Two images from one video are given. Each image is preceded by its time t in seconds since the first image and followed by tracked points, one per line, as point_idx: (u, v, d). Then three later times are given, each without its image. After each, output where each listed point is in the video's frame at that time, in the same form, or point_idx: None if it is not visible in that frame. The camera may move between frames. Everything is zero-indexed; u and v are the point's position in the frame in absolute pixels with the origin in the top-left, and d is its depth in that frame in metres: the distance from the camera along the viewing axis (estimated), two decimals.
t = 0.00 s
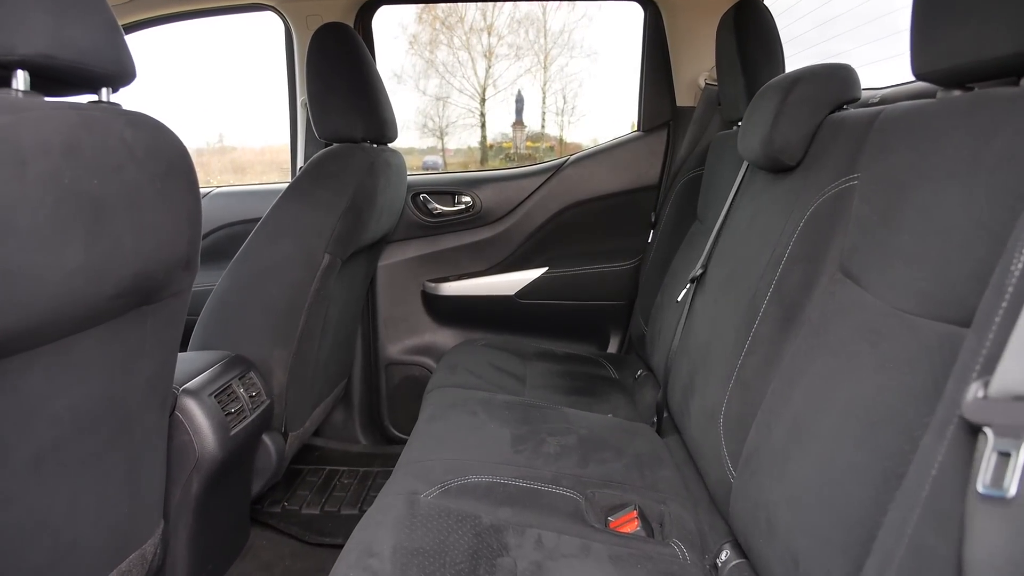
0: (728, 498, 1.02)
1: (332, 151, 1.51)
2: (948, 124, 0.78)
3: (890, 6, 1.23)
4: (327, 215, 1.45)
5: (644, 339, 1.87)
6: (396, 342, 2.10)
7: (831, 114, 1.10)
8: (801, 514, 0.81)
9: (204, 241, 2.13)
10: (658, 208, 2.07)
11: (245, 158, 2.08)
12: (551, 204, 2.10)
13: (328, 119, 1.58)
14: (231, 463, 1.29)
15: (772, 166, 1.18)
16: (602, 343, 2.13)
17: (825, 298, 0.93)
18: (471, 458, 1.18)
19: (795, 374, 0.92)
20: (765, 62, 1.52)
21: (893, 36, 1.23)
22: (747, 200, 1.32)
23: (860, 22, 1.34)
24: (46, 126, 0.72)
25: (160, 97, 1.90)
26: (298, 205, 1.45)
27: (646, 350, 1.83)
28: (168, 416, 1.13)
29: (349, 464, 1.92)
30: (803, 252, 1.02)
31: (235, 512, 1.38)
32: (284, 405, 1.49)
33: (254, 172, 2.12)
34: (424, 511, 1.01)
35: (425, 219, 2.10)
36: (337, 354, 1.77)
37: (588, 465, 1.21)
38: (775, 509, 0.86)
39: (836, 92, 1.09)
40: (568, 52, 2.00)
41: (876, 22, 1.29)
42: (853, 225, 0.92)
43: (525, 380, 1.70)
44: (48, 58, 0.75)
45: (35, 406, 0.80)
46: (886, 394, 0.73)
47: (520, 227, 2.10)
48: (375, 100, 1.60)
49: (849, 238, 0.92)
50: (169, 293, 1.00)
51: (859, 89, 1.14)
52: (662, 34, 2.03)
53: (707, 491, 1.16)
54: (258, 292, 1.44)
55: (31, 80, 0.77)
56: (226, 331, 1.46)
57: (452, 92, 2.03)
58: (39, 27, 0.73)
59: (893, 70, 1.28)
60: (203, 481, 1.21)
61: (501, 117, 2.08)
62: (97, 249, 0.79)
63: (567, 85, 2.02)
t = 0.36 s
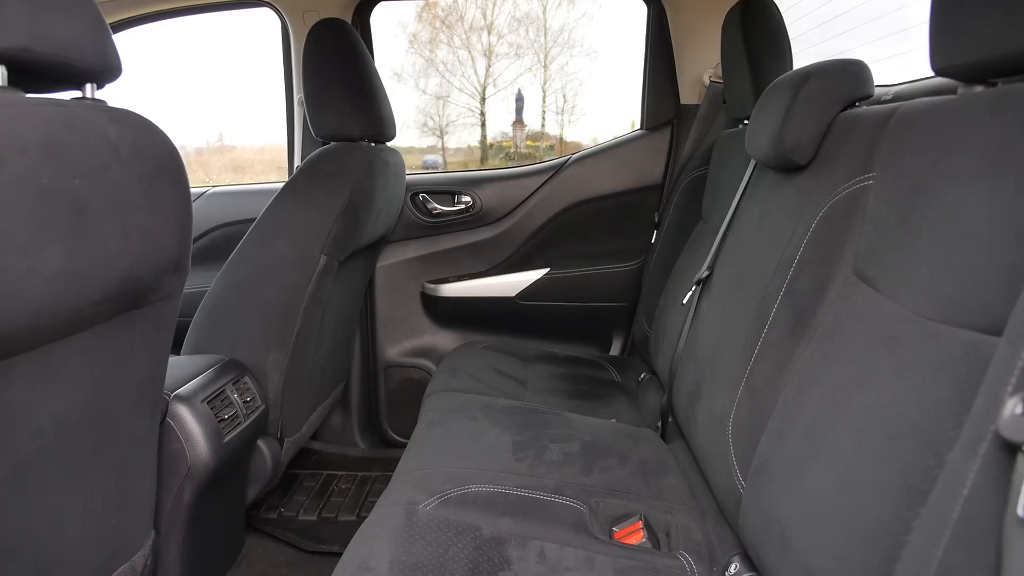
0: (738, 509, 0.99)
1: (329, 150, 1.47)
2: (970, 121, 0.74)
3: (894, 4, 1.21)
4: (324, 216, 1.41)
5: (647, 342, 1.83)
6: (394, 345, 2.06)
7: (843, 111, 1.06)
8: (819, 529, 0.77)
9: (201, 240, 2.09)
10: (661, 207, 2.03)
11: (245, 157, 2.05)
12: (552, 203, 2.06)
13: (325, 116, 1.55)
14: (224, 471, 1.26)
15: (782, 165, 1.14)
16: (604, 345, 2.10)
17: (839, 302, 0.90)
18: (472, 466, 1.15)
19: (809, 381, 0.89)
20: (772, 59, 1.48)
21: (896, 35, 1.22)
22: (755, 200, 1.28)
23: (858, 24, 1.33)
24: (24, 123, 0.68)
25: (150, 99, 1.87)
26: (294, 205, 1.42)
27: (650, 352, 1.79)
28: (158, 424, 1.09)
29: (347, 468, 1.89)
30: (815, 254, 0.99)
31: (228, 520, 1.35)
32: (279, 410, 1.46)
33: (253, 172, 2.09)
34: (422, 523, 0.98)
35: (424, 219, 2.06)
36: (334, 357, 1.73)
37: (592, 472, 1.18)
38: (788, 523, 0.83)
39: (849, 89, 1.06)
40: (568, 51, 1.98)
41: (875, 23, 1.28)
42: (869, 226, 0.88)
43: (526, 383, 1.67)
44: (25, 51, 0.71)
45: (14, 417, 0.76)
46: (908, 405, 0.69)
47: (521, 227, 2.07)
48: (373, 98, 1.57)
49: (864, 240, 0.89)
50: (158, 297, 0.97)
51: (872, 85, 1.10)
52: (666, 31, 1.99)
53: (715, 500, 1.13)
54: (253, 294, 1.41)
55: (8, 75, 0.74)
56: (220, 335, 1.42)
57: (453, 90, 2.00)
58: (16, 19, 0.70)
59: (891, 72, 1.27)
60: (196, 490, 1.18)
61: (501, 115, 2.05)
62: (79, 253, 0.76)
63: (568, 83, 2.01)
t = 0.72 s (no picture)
0: (747, 519, 0.96)
1: (325, 147, 1.44)
2: (993, 117, 0.71)
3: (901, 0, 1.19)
4: (320, 215, 1.38)
5: (651, 343, 1.80)
6: (393, 346, 2.03)
7: (855, 108, 1.03)
8: (834, 541, 0.74)
9: (197, 239, 2.06)
10: (665, 206, 2.00)
11: (245, 155, 2.00)
12: (554, 202, 2.03)
13: (321, 113, 1.51)
14: (217, 477, 1.23)
15: (791, 163, 1.11)
16: (607, 346, 2.06)
17: (853, 305, 0.86)
18: (472, 474, 1.11)
19: (822, 387, 0.85)
20: (779, 54, 1.45)
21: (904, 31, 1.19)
22: (762, 199, 1.25)
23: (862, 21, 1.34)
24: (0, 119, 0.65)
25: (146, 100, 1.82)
26: (289, 204, 1.38)
27: (653, 354, 1.76)
28: (148, 431, 1.06)
29: (345, 471, 1.85)
30: (828, 255, 0.95)
31: (223, 526, 1.32)
32: (275, 413, 1.42)
33: (253, 169, 2.05)
34: (421, 533, 0.94)
35: (424, 218, 2.03)
36: (332, 359, 1.70)
37: (595, 479, 1.14)
38: (801, 536, 0.80)
39: (861, 84, 1.02)
40: (568, 49, 1.94)
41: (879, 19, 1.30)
42: (884, 226, 0.85)
43: (527, 386, 1.63)
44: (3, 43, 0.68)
45: None
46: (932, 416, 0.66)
47: (522, 226, 2.04)
48: (371, 94, 1.53)
49: (880, 240, 0.85)
50: (147, 299, 0.93)
51: (885, 80, 1.06)
52: (670, 26, 1.95)
53: (722, 508, 1.09)
54: (247, 296, 1.37)
55: None
56: (213, 337, 1.39)
57: (453, 88, 1.97)
58: None
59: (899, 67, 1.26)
60: (188, 497, 1.15)
61: (501, 113, 2.01)
62: (60, 255, 0.72)
63: (568, 81, 1.97)
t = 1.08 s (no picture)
0: (758, 529, 0.92)
1: (322, 144, 1.40)
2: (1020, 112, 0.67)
3: None
4: (316, 214, 1.34)
5: (654, 344, 1.77)
6: (391, 347, 1.99)
7: (868, 103, 0.99)
8: (854, 557, 0.71)
9: (192, 238, 2.03)
10: (668, 205, 1.96)
11: (245, 152, 1.97)
12: (555, 200, 1.99)
13: (318, 110, 1.47)
14: (210, 483, 1.19)
15: (802, 160, 1.08)
16: (609, 347, 2.03)
17: (869, 309, 0.83)
18: (472, 481, 1.08)
19: (837, 393, 0.82)
20: (787, 51, 1.40)
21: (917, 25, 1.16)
22: (771, 198, 1.21)
23: (856, 21, 1.29)
24: None
25: (138, 102, 1.78)
26: (285, 203, 1.35)
27: (656, 355, 1.72)
28: (138, 437, 1.03)
29: (342, 474, 1.82)
30: (841, 256, 0.92)
31: (216, 533, 1.29)
32: (270, 417, 1.39)
33: (252, 168, 2.02)
34: (419, 544, 0.91)
35: (423, 217, 1.99)
36: (329, 361, 1.67)
37: (599, 486, 1.11)
38: (816, 549, 0.76)
39: (875, 78, 0.99)
40: (569, 46, 1.91)
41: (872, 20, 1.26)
42: (902, 225, 0.82)
43: (528, 388, 1.60)
44: None
45: None
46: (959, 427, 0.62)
47: (523, 225, 2.00)
48: (369, 91, 1.50)
49: (896, 241, 0.82)
50: (135, 302, 0.90)
51: (900, 75, 1.03)
52: (674, 21, 1.92)
53: (729, 516, 1.06)
54: (242, 297, 1.34)
55: None
56: (207, 339, 1.35)
57: (453, 86, 1.93)
58: None
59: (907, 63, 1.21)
60: (179, 505, 1.11)
61: (502, 111, 1.98)
62: (40, 256, 0.69)
63: (568, 79, 1.94)
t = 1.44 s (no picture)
0: (768, 539, 0.89)
1: (319, 142, 1.37)
2: None
3: None
4: (312, 214, 1.31)
5: (657, 346, 1.74)
6: (390, 348, 1.96)
7: (882, 99, 0.96)
8: (873, 572, 0.68)
9: (188, 238, 1.99)
10: (672, 204, 1.93)
11: (245, 150, 1.93)
12: (556, 199, 1.96)
13: (314, 106, 1.44)
14: (203, 490, 1.16)
15: (812, 158, 1.05)
16: (611, 348, 2.00)
17: (884, 312, 0.80)
18: (472, 489, 1.05)
19: (852, 401, 0.79)
20: (794, 48, 1.36)
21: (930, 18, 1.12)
22: (779, 197, 1.18)
23: (857, 19, 1.28)
24: None
25: (132, 105, 1.73)
26: (280, 202, 1.32)
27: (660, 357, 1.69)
28: (128, 443, 1.00)
29: (341, 477, 1.79)
30: (854, 258, 0.89)
31: (210, 540, 1.26)
32: (265, 420, 1.36)
33: (253, 165, 1.98)
34: (417, 556, 0.88)
35: (422, 216, 1.96)
36: (326, 362, 1.64)
37: (603, 494, 1.08)
38: (831, 563, 0.73)
39: (889, 74, 0.96)
40: (569, 44, 1.88)
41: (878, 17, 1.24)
42: (918, 225, 0.79)
43: (529, 391, 1.57)
44: None
45: None
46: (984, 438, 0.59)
47: (523, 224, 1.97)
48: (367, 88, 1.46)
49: (913, 242, 0.79)
50: (123, 305, 0.87)
51: (915, 70, 0.99)
52: (677, 17, 1.88)
53: (737, 524, 1.03)
54: (237, 298, 1.31)
55: None
56: (201, 342, 1.32)
57: (453, 84, 1.90)
58: None
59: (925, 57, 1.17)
60: (171, 513, 1.08)
61: (501, 109, 1.95)
62: (21, 259, 0.66)
63: (569, 77, 1.91)
